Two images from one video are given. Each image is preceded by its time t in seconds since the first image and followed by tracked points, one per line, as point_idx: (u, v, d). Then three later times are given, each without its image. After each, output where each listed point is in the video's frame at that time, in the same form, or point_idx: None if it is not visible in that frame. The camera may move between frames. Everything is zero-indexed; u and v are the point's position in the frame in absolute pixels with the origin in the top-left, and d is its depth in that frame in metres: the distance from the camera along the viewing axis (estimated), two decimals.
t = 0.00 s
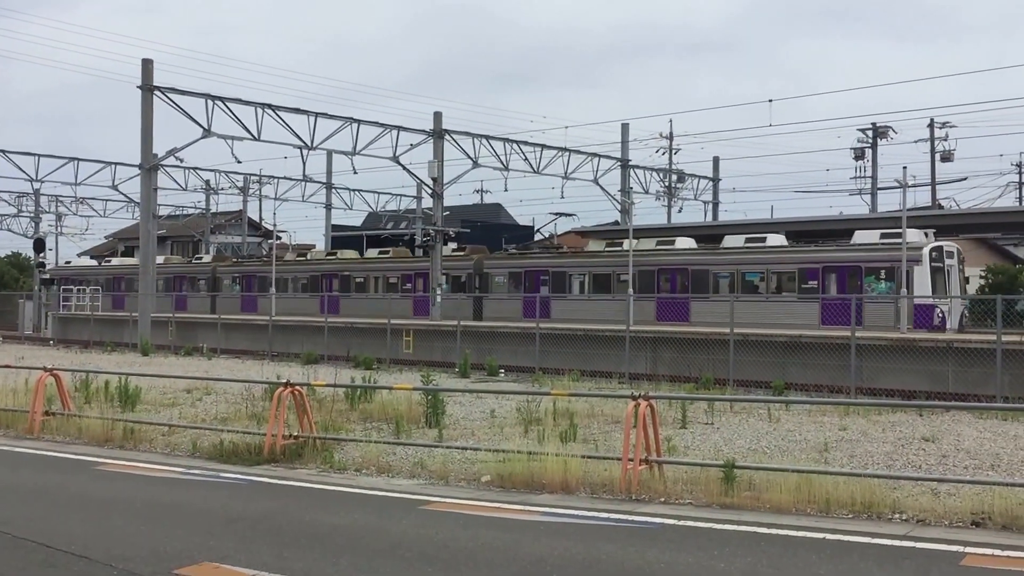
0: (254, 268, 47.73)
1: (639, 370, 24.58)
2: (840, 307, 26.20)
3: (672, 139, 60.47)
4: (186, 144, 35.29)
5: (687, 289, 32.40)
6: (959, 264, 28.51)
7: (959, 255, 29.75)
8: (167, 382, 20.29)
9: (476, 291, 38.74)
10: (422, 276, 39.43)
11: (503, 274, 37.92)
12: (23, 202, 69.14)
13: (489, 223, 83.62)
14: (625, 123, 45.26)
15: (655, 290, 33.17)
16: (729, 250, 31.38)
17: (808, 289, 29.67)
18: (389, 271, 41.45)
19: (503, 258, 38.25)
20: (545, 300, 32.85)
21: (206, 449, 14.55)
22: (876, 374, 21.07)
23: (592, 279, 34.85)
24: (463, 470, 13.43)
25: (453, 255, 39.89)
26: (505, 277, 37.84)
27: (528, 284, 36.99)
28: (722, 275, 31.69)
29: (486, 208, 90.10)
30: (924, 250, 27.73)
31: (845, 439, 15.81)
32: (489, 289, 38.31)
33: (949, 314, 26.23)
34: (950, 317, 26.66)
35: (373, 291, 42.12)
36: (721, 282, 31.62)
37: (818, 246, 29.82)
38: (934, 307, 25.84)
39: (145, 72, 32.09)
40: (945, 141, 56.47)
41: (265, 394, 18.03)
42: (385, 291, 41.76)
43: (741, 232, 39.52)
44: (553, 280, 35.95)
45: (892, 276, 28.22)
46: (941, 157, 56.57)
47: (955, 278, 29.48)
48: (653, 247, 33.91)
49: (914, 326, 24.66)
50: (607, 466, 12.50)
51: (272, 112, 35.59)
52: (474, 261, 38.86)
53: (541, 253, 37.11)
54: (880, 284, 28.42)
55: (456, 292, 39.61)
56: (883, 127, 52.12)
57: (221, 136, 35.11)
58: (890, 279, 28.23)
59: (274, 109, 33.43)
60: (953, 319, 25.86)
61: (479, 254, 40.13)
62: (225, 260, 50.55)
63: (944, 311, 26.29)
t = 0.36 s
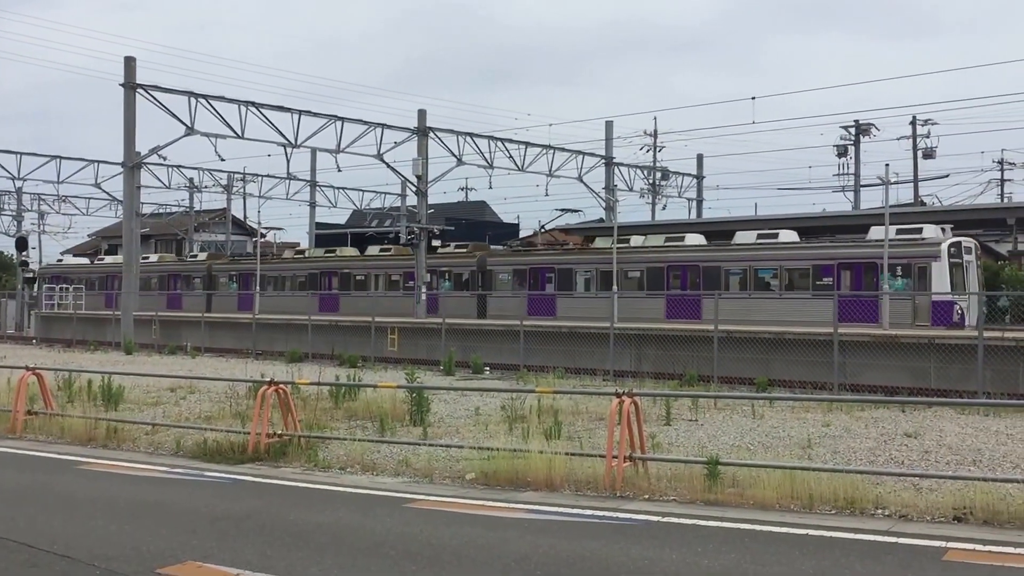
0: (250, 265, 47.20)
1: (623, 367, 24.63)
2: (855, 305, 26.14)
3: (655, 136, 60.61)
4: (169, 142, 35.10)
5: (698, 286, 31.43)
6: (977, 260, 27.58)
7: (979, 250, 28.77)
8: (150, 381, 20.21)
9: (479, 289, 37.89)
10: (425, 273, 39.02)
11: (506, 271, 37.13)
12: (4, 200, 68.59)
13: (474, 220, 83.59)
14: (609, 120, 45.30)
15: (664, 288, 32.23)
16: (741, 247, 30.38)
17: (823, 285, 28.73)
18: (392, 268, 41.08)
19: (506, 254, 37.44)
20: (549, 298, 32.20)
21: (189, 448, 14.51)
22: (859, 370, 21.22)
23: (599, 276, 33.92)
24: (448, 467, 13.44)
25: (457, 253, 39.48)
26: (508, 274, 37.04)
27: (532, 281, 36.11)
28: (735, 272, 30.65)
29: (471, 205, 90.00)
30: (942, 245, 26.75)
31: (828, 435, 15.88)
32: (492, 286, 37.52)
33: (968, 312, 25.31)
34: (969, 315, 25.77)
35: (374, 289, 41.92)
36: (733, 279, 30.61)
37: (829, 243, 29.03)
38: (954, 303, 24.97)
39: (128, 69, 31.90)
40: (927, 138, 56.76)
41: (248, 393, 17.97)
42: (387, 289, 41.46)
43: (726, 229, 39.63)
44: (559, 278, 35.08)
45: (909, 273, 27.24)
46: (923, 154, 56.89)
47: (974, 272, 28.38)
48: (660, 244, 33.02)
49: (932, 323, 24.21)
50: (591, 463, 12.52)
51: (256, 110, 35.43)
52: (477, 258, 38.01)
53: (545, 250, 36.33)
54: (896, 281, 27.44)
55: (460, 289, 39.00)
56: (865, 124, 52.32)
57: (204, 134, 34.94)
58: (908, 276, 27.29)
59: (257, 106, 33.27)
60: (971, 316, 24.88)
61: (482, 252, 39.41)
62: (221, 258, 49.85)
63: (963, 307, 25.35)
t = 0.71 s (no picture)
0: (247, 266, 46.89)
1: (606, 365, 24.72)
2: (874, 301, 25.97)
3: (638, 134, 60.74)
4: (151, 141, 34.94)
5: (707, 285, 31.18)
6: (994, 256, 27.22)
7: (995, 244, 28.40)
8: (131, 381, 20.12)
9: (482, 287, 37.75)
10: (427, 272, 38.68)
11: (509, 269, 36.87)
12: None
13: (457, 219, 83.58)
14: (592, 119, 45.41)
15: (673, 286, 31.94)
16: (751, 245, 30.19)
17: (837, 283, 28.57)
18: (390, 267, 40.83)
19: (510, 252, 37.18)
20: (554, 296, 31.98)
21: (171, 448, 14.48)
22: (839, 367, 21.37)
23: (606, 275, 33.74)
24: (431, 466, 13.46)
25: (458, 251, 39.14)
26: (511, 273, 36.77)
27: (537, 280, 35.87)
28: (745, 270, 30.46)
29: (455, 204, 89.97)
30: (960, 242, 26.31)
31: (809, 432, 16.00)
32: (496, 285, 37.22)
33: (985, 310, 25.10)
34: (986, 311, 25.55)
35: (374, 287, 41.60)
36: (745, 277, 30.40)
37: (837, 240, 28.96)
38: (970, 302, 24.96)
39: (110, 68, 31.73)
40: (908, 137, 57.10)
41: (231, 392, 17.94)
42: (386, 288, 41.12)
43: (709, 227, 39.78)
44: (565, 276, 35.06)
45: (926, 270, 26.99)
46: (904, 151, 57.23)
47: (991, 268, 28.00)
48: (667, 241, 32.83)
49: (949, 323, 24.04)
50: (575, 461, 12.56)
51: (238, 108, 35.28)
52: (479, 256, 37.70)
53: (549, 248, 36.07)
54: (913, 278, 27.31)
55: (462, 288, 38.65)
56: (847, 122, 52.58)
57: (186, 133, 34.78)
58: (924, 273, 27.02)
59: (240, 105, 33.18)
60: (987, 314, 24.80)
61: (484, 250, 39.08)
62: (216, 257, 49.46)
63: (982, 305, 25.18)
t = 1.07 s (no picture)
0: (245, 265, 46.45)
1: (590, 364, 24.81)
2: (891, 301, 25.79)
3: (621, 134, 60.81)
4: (134, 140, 34.75)
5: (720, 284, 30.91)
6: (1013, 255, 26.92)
7: (1012, 245, 28.10)
8: (113, 381, 20.01)
9: (486, 287, 37.42)
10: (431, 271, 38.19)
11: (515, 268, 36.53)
12: None
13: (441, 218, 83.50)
14: (576, 118, 45.49)
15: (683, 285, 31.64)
16: (764, 243, 29.94)
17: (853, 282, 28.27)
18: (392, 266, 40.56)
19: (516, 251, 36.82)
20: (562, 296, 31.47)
21: (153, 448, 14.43)
22: (821, 365, 21.50)
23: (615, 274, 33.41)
24: (414, 465, 13.46)
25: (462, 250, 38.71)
26: (518, 272, 36.42)
27: (544, 279, 35.55)
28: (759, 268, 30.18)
29: (438, 203, 89.96)
30: (981, 240, 25.97)
31: (792, 430, 16.10)
32: (502, 284, 36.87)
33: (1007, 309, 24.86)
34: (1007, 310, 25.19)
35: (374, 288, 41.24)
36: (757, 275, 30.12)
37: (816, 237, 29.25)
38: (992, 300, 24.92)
39: (92, 67, 31.55)
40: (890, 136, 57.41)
41: (213, 392, 17.90)
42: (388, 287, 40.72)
43: (694, 226, 39.89)
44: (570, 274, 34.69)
45: (946, 268, 26.46)
46: (886, 151, 57.53)
47: (1010, 268, 27.62)
48: (678, 239, 32.56)
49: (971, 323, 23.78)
50: (558, 460, 12.57)
51: (222, 107, 35.11)
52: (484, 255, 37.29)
53: (555, 247, 35.73)
54: (932, 276, 26.70)
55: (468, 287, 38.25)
56: (829, 122, 52.81)
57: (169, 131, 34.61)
58: (944, 271, 26.59)
59: (223, 104, 33.03)
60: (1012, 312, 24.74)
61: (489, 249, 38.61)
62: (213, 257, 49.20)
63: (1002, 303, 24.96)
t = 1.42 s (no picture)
0: (240, 265, 45.96)
1: (574, 365, 24.87)
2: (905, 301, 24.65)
3: (604, 135, 60.90)
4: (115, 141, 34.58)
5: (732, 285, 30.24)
6: None
7: None
8: (94, 383, 19.91)
9: (489, 287, 36.34)
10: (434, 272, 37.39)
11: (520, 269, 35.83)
12: None
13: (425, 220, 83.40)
14: (559, 120, 45.54)
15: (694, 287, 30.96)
16: (778, 242, 29.18)
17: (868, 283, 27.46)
18: (393, 267, 39.91)
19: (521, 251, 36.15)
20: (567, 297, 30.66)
21: (134, 450, 14.36)
22: (803, 367, 21.63)
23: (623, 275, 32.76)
24: (397, 467, 13.46)
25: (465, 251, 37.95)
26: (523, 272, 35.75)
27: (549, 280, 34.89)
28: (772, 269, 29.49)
29: (422, 204, 89.82)
30: (1000, 239, 24.93)
31: (774, 431, 16.15)
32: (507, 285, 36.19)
33: None
34: None
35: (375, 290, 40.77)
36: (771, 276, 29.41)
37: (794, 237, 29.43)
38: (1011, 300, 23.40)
39: (73, 67, 31.38)
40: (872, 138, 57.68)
41: (195, 394, 17.84)
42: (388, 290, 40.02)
43: (679, 227, 39.96)
44: (577, 276, 33.99)
45: (963, 268, 25.53)
46: (867, 152, 57.81)
47: None
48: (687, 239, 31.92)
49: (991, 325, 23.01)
50: (541, 461, 12.56)
51: (204, 108, 34.99)
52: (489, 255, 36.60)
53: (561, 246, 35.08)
54: (949, 277, 25.83)
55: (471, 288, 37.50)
56: (811, 124, 53.03)
57: (150, 132, 34.43)
58: (962, 272, 25.62)
59: (205, 105, 32.90)
60: None
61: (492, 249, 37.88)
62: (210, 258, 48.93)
63: None
